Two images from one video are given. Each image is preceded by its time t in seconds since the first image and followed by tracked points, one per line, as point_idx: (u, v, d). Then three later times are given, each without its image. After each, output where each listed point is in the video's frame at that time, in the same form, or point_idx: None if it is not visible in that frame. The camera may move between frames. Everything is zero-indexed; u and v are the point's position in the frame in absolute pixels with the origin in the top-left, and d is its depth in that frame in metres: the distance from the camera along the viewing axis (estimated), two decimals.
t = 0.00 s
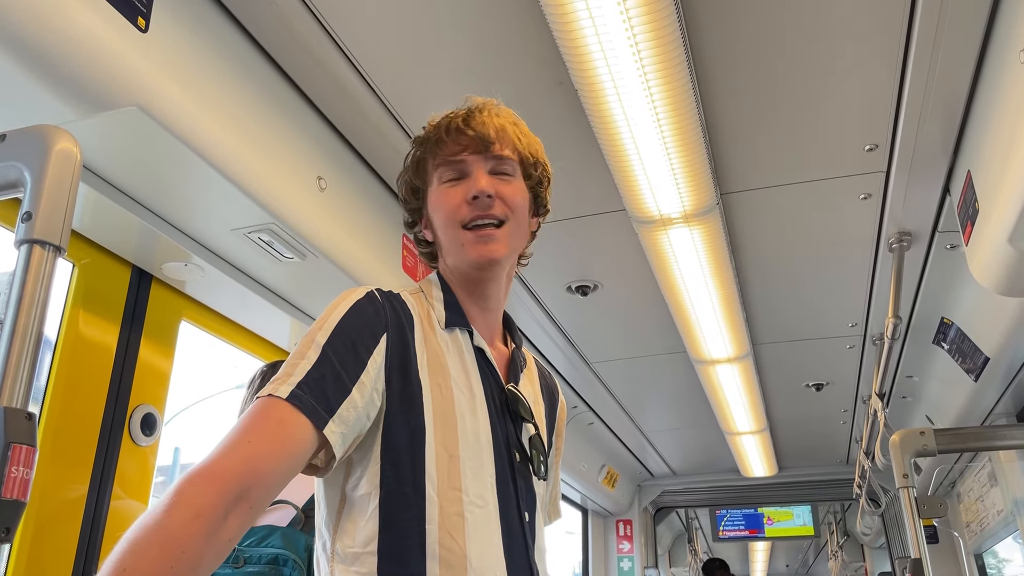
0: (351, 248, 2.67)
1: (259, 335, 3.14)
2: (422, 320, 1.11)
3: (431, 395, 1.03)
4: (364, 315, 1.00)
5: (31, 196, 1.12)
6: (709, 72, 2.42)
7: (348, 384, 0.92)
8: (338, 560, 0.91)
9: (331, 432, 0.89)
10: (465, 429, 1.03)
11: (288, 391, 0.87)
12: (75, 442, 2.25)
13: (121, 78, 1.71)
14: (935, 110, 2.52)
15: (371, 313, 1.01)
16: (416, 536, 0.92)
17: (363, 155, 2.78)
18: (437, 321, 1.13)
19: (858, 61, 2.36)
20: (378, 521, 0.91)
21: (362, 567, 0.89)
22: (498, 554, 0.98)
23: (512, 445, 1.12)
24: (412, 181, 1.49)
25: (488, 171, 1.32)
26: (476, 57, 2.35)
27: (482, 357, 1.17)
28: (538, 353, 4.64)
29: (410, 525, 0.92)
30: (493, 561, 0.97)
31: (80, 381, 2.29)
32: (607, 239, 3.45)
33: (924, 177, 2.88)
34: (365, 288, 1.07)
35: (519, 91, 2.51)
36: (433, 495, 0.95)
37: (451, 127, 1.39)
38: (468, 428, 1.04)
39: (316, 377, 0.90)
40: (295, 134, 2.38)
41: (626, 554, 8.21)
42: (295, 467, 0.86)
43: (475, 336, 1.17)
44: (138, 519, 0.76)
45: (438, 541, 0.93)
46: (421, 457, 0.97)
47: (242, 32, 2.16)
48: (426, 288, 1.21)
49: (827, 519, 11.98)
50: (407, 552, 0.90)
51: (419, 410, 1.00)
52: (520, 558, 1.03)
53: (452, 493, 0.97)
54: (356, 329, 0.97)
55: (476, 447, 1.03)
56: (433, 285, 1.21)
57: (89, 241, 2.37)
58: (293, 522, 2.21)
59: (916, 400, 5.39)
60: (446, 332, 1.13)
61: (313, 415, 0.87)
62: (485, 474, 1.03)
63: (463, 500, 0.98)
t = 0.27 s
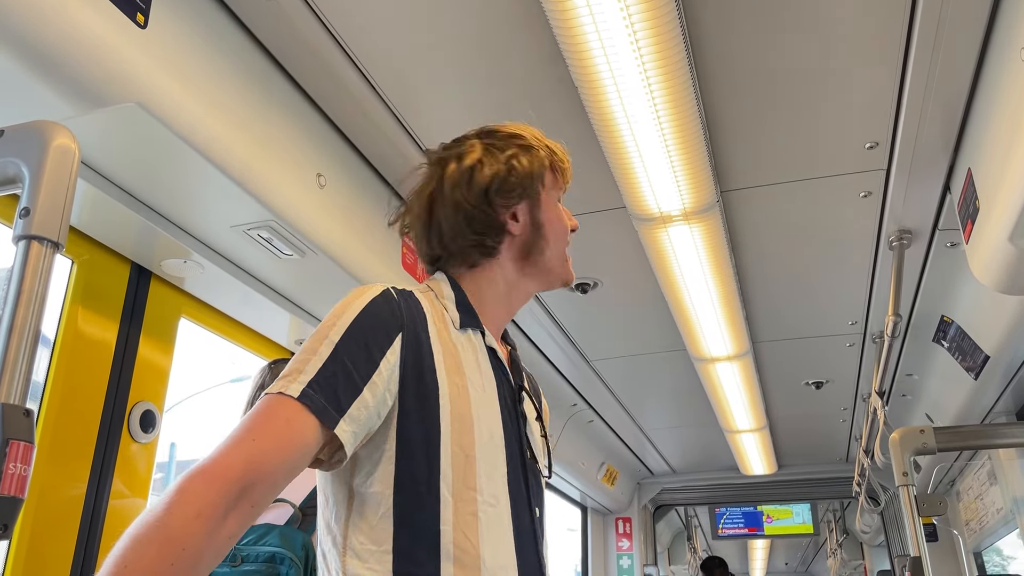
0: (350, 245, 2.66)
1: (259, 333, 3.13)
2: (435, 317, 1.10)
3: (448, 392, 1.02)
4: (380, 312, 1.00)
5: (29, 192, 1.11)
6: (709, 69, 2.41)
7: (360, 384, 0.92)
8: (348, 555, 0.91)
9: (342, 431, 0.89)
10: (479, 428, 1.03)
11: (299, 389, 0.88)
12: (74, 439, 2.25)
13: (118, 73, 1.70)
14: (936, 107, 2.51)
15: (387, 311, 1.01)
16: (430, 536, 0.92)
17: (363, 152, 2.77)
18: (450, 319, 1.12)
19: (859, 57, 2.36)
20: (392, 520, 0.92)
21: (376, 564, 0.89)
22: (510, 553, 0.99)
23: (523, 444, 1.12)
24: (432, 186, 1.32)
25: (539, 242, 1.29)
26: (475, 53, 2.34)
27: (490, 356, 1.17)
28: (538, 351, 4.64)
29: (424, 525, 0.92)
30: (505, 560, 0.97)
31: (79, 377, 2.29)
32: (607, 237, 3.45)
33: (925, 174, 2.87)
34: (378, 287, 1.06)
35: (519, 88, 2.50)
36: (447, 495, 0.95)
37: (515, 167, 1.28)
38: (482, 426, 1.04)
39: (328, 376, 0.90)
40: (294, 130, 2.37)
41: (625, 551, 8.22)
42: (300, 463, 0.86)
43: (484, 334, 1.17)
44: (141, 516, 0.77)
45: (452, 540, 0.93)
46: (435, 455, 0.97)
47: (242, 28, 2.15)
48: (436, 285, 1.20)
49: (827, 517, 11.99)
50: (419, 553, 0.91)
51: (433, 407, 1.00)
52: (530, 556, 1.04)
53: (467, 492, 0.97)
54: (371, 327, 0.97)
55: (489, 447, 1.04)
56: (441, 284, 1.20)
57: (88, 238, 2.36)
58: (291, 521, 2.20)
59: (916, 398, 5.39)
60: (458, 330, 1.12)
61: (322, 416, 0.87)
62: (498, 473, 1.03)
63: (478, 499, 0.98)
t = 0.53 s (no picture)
0: (352, 242, 2.66)
1: (260, 330, 3.13)
2: (468, 317, 1.16)
3: (480, 394, 1.11)
4: (426, 310, 1.06)
5: (30, 186, 1.11)
6: (711, 67, 2.41)
7: (408, 376, 0.99)
8: (383, 538, 0.99)
9: (390, 421, 0.95)
10: (506, 431, 1.12)
11: (351, 377, 0.93)
12: (75, 435, 2.25)
13: (121, 69, 1.69)
14: (938, 105, 2.51)
15: (433, 309, 1.08)
16: (462, 532, 1.01)
17: (364, 149, 2.77)
18: (477, 320, 1.19)
19: (862, 55, 2.35)
20: (426, 514, 1.00)
21: (412, 552, 0.97)
22: (528, 550, 1.08)
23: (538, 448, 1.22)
24: (487, 189, 1.41)
25: (557, 270, 1.43)
26: (478, 50, 2.33)
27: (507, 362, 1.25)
28: (539, 348, 4.63)
29: (458, 522, 1.01)
30: (525, 556, 1.06)
31: (79, 373, 2.29)
32: (608, 234, 3.45)
33: (927, 172, 2.87)
34: (425, 278, 1.13)
35: (521, 85, 2.50)
36: (477, 494, 1.04)
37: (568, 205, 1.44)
38: (506, 429, 1.13)
39: (377, 365, 0.96)
40: (295, 126, 2.36)
41: (625, 549, 8.21)
42: (340, 452, 0.91)
43: (501, 338, 1.25)
44: (191, 494, 0.83)
45: (482, 537, 1.02)
46: (466, 455, 1.06)
47: (242, 23, 2.15)
48: (463, 285, 1.24)
49: (827, 516, 11.98)
50: (452, 547, 1.00)
51: (467, 406, 1.08)
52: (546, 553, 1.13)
53: (495, 492, 1.06)
54: (418, 323, 1.04)
55: (512, 450, 1.12)
56: (465, 282, 1.26)
57: (88, 233, 2.36)
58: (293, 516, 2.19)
59: (917, 396, 5.39)
60: (484, 332, 1.19)
61: (373, 404, 0.94)
62: (520, 475, 1.12)
63: (503, 499, 1.07)
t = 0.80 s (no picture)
0: (353, 240, 2.66)
1: (261, 327, 3.14)
2: (469, 315, 1.17)
3: (481, 390, 1.11)
4: (432, 305, 1.07)
5: (32, 182, 1.11)
6: (712, 65, 2.41)
7: (413, 372, 0.99)
8: (388, 530, 0.99)
9: (395, 418, 0.96)
10: (506, 428, 1.13)
11: (360, 373, 0.93)
12: (76, 432, 2.25)
13: (123, 66, 1.70)
14: (939, 103, 2.51)
15: (440, 305, 1.08)
16: (463, 528, 1.02)
17: (365, 146, 2.77)
18: (477, 318, 1.19)
19: (863, 53, 2.35)
20: (428, 510, 1.01)
21: (414, 547, 0.98)
22: (528, 546, 1.09)
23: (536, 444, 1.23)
24: (481, 192, 1.44)
25: (550, 272, 1.43)
26: (479, 47, 2.33)
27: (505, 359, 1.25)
28: (540, 347, 4.64)
29: (459, 517, 1.02)
30: (524, 552, 1.07)
31: (81, 370, 2.29)
32: (609, 232, 3.45)
33: (928, 170, 2.86)
34: (430, 275, 1.13)
35: (522, 83, 2.50)
36: (479, 490, 1.05)
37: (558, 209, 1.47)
38: (507, 426, 1.14)
39: (384, 361, 0.97)
40: (296, 124, 2.37)
41: (625, 547, 8.22)
42: (346, 450, 0.91)
43: (498, 336, 1.25)
44: (198, 489, 0.83)
45: (484, 533, 1.03)
46: (468, 450, 1.07)
47: (244, 20, 2.15)
48: (463, 284, 1.24)
49: (827, 514, 11.99)
50: (454, 542, 1.00)
51: (469, 402, 1.09)
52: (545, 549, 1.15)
53: (495, 488, 1.07)
54: (425, 319, 1.04)
55: (512, 447, 1.13)
56: (464, 280, 1.26)
57: (90, 230, 2.36)
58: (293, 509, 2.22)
59: (917, 394, 5.40)
60: (483, 331, 1.20)
61: (380, 400, 0.94)
62: (519, 472, 1.13)
63: (504, 495, 1.08)
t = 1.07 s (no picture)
0: (354, 238, 2.66)
1: (262, 325, 3.14)
2: (463, 314, 1.17)
3: (474, 388, 1.11)
4: (425, 303, 1.07)
5: (34, 180, 1.11)
6: (714, 64, 2.40)
7: (406, 369, 0.99)
8: (375, 529, 1.00)
9: (387, 415, 0.96)
10: (498, 425, 1.13)
11: (353, 370, 0.93)
12: (78, 430, 2.26)
13: (125, 64, 1.70)
14: (942, 103, 2.51)
15: (433, 302, 1.08)
16: (453, 524, 1.02)
17: (367, 145, 2.77)
18: (471, 317, 1.19)
19: (866, 52, 2.35)
20: (417, 507, 1.01)
21: (401, 545, 0.98)
22: (518, 544, 1.09)
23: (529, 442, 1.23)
24: (477, 192, 1.45)
25: (548, 270, 1.43)
26: (481, 45, 2.33)
27: (500, 358, 1.25)
28: (541, 346, 4.64)
29: (449, 515, 1.02)
30: (514, 550, 1.07)
31: (82, 369, 2.29)
32: (611, 232, 3.45)
33: (930, 170, 2.86)
34: (424, 273, 1.13)
35: (524, 82, 2.50)
36: (469, 487, 1.05)
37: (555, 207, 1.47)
38: (499, 424, 1.14)
39: (377, 358, 0.97)
40: (298, 122, 2.37)
41: (626, 547, 8.22)
42: (341, 446, 0.92)
43: (493, 335, 1.25)
44: (194, 486, 0.83)
45: (473, 530, 1.03)
46: (459, 447, 1.07)
47: (246, 18, 2.15)
48: (459, 283, 1.25)
49: (828, 514, 11.99)
50: (443, 539, 1.00)
51: (461, 400, 1.09)
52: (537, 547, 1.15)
53: (486, 485, 1.07)
54: (418, 316, 1.04)
55: (504, 445, 1.13)
56: (460, 280, 1.26)
57: (92, 228, 2.36)
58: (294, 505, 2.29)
59: (919, 394, 5.39)
60: (478, 330, 1.20)
61: (373, 398, 0.94)
62: (511, 470, 1.13)
63: (495, 493, 1.08)
